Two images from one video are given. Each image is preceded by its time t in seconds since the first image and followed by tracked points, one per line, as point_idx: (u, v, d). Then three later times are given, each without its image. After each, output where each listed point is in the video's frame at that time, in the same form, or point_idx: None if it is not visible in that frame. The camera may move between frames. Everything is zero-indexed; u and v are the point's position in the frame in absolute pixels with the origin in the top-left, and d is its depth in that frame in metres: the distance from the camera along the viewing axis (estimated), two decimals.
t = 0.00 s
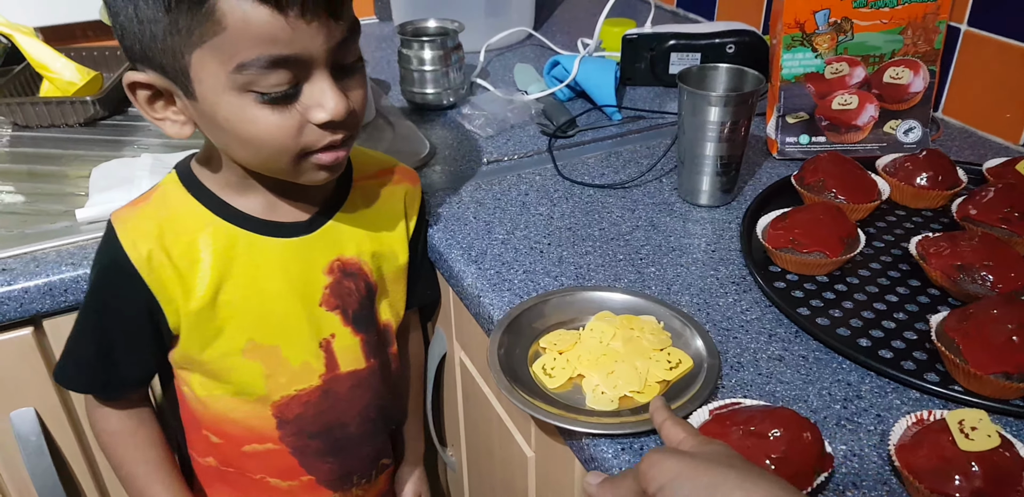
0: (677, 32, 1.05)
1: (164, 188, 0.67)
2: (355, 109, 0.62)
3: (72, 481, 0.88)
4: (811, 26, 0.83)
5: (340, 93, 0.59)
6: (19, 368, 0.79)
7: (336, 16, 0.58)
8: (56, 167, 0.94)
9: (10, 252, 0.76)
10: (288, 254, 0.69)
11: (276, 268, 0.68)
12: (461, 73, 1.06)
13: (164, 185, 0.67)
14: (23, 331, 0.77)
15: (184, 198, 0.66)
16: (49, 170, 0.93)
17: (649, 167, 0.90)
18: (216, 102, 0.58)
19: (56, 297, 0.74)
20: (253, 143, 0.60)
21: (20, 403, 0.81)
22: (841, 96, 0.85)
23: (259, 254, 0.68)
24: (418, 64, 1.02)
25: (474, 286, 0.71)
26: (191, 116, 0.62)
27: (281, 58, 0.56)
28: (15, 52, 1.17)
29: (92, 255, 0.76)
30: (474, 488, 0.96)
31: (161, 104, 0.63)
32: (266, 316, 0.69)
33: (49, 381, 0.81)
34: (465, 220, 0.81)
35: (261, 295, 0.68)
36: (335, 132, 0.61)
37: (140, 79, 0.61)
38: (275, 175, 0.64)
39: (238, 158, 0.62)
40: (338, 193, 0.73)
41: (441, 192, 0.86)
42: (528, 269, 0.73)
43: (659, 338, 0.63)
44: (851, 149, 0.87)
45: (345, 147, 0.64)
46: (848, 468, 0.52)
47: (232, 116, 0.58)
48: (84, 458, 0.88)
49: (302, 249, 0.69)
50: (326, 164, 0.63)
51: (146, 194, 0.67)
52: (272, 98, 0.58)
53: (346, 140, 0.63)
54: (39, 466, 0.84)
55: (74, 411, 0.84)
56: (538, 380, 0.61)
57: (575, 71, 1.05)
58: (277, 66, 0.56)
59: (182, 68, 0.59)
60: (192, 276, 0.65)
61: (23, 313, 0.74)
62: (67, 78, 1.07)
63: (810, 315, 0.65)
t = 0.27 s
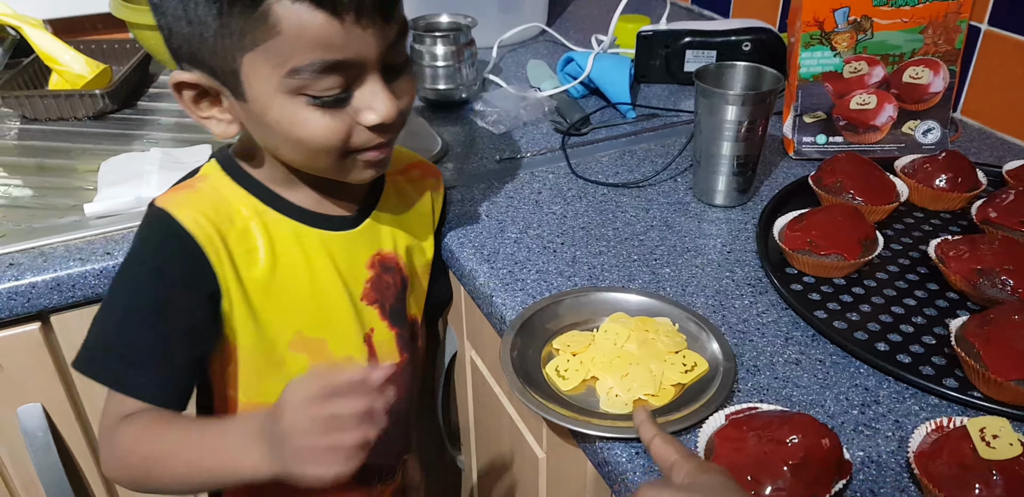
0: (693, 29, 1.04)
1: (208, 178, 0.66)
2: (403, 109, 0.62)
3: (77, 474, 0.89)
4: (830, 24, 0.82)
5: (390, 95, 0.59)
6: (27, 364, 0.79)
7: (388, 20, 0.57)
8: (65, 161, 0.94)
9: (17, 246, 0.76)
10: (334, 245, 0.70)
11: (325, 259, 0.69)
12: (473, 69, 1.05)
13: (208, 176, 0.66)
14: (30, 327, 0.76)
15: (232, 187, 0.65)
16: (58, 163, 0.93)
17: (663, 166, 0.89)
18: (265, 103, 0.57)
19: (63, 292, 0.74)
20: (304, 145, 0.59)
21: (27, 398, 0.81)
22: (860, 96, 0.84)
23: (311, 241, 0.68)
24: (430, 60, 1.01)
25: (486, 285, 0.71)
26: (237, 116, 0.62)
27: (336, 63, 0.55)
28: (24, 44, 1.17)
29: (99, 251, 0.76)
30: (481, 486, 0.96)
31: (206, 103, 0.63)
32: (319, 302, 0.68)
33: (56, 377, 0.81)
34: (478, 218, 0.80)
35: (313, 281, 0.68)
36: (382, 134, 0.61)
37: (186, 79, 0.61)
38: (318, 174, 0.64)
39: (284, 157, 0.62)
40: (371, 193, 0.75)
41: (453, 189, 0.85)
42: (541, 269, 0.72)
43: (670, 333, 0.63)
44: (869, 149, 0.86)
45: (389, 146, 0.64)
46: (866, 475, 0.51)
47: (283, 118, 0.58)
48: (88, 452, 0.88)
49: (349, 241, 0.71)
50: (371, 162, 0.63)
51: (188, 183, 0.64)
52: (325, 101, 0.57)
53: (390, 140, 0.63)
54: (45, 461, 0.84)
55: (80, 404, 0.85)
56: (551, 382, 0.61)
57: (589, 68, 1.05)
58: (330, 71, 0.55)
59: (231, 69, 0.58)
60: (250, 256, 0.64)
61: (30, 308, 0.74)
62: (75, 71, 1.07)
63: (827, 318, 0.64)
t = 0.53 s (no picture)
0: (688, 22, 1.04)
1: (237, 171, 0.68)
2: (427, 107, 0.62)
3: (70, 475, 0.89)
4: (824, 16, 0.82)
5: (415, 94, 0.59)
6: (19, 366, 0.78)
7: (422, 19, 0.56)
8: (56, 159, 0.93)
9: (9, 246, 0.76)
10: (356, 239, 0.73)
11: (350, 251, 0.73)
12: (467, 64, 1.05)
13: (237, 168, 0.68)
14: (21, 327, 0.76)
15: (263, 180, 0.68)
16: (49, 162, 0.93)
17: (659, 160, 0.89)
18: (294, 97, 0.57)
19: (54, 292, 0.74)
20: (328, 140, 0.59)
21: (19, 400, 0.81)
22: (855, 87, 0.84)
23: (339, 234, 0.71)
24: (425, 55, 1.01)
25: (482, 280, 0.70)
26: (261, 107, 0.62)
27: (368, 60, 0.55)
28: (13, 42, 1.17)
29: (90, 250, 0.76)
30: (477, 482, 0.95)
31: (230, 93, 0.63)
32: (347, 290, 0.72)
33: (49, 378, 0.81)
34: (474, 213, 0.80)
35: (342, 270, 0.72)
36: (405, 134, 0.61)
37: (213, 67, 0.61)
38: (339, 171, 0.65)
39: (307, 151, 0.62)
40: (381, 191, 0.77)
41: (448, 185, 0.86)
42: (537, 264, 0.72)
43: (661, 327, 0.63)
44: (865, 140, 0.86)
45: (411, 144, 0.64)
46: (862, 466, 0.51)
47: (308, 112, 0.57)
48: (82, 453, 0.88)
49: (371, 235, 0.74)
50: (393, 160, 0.64)
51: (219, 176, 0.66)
52: (353, 98, 0.57)
53: (412, 139, 0.63)
54: (39, 463, 0.84)
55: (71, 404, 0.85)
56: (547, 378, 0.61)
57: (584, 62, 1.04)
58: (360, 68, 0.55)
59: (263, 61, 0.58)
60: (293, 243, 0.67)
61: (21, 308, 0.74)
62: (66, 69, 1.06)
63: (823, 310, 0.64)
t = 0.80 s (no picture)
0: (687, 18, 1.04)
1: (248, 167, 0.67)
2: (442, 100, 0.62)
3: (68, 471, 0.89)
4: (823, 12, 0.82)
5: (429, 86, 0.58)
6: (16, 361, 0.78)
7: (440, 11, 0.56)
8: (53, 153, 0.93)
9: (5, 241, 0.75)
10: (367, 236, 0.73)
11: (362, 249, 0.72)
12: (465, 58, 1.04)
13: (249, 163, 0.67)
14: (17, 322, 0.76)
15: (276, 178, 0.67)
16: (46, 156, 0.92)
17: (658, 156, 0.89)
18: (309, 87, 0.57)
19: (51, 287, 0.74)
20: (343, 133, 0.59)
21: (17, 395, 0.81)
22: (853, 84, 0.84)
23: (352, 231, 0.71)
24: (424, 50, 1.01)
25: (480, 276, 0.70)
26: (274, 97, 0.62)
27: (387, 49, 0.54)
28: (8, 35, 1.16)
29: (87, 245, 0.76)
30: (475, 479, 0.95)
31: (243, 82, 0.63)
32: (361, 288, 0.72)
33: (46, 373, 0.81)
34: (472, 209, 0.80)
35: (356, 268, 0.71)
36: (420, 127, 0.61)
37: (228, 53, 0.61)
38: (353, 167, 0.64)
39: (320, 144, 0.61)
40: (387, 191, 0.78)
41: (446, 180, 0.86)
42: (535, 260, 0.72)
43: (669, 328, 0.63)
44: (863, 137, 0.86)
45: (424, 140, 0.64)
46: (860, 463, 0.51)
47: (324, 103, 0.57)
48: (79, 449, 0.88)
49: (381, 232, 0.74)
50: (406, 157, 0.63)
51: (231, 174, 0.64)
52: (371, 88, 0.57)
53: (427, 133, 0.63)
54: (36, 459, 0.83)
55: (69, 401, 0.84)
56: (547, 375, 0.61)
57: (583, 57, 1.04)
58: (379, 57, 0.55)
59: (280, 47, 0.57)
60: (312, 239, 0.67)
61: (17, 303, 0.74)
62: (63, 63, 1.06)
63: (821, 307, 0.64)
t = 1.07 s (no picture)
0: (676, 17, 1.05)
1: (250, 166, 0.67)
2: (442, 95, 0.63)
3: (59, 471, 0.88)
4: (809, 12, 0.83)
5: (429, 78, 0.59)
6: (9, 359, 0.78)
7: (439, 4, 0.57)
8: (44, 152, 0.93)
9: None
10: (368, 234, 0.73)
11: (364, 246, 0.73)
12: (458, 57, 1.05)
13: (252, 162, 0.67)
14: (10, 320, 0.76)
15: (278, 177, 0.67)
16: (37, 155, 0.92)
17: (648, 153, 0.91)
18: (311, 80, 0.58)
19: (44, 284, 0.74)
20: (344, 126, 0.60)
21: (9, 394, 0.81)
22: (839, 82, 0.85)
23: (354, 229, 0.72)
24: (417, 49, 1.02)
25: (474, 271, 0.71)
26: (275, 93, 0.63)
27: (387, 41, 0.55)
28: None
29: (80, 242, 0.76)
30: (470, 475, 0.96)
31: (244, 79, 0.63)
32: (364, 285, 0.72)
33: (38, 372, 0.81)
34: (466, 206, 0.81)
35: (358, 265, 0.72)
36: (421, 121, 0.62)
37: (229, 49, 0.62)
38: (353, 162, 0.65)
39: (322, 139, 0.62)
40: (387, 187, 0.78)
41: (439, 178, 0.87)
42: (528, 255, 0.73)
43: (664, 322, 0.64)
44: (849, 135, 0.87)
45: (425, 135, 0.64)
46: (848, 451, 0.53)
47: (325, 96, 0.58)
48: (71, 448, 0.88)
49: (382, 230, 0.74)
50: (407, 151, 0.64)
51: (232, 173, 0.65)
52: (372, 81, 0.57)
53: (427, 128, 0.64)
54: (28, 457, 0.84)
55: (62, 399, 0.85)
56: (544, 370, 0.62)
57: (574, 56, 1.05)
58: (380, 49, 0.55)
59: (281, 41, 0.58)
60: (316, 236, 0.67)
61: (9, 301, 0.74)
62: (55, 61, 1.06)
63: (809, 300, 0.66)
